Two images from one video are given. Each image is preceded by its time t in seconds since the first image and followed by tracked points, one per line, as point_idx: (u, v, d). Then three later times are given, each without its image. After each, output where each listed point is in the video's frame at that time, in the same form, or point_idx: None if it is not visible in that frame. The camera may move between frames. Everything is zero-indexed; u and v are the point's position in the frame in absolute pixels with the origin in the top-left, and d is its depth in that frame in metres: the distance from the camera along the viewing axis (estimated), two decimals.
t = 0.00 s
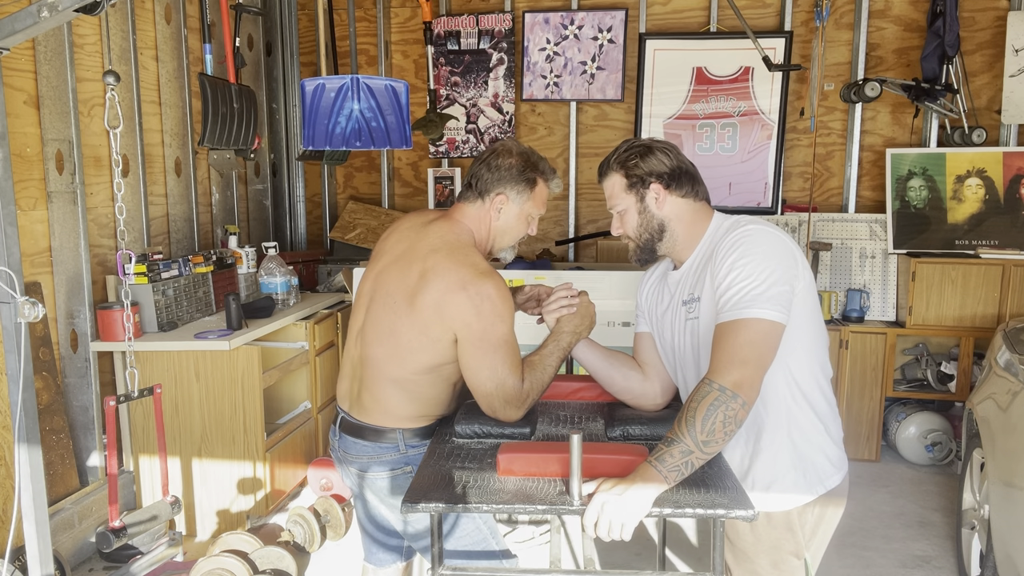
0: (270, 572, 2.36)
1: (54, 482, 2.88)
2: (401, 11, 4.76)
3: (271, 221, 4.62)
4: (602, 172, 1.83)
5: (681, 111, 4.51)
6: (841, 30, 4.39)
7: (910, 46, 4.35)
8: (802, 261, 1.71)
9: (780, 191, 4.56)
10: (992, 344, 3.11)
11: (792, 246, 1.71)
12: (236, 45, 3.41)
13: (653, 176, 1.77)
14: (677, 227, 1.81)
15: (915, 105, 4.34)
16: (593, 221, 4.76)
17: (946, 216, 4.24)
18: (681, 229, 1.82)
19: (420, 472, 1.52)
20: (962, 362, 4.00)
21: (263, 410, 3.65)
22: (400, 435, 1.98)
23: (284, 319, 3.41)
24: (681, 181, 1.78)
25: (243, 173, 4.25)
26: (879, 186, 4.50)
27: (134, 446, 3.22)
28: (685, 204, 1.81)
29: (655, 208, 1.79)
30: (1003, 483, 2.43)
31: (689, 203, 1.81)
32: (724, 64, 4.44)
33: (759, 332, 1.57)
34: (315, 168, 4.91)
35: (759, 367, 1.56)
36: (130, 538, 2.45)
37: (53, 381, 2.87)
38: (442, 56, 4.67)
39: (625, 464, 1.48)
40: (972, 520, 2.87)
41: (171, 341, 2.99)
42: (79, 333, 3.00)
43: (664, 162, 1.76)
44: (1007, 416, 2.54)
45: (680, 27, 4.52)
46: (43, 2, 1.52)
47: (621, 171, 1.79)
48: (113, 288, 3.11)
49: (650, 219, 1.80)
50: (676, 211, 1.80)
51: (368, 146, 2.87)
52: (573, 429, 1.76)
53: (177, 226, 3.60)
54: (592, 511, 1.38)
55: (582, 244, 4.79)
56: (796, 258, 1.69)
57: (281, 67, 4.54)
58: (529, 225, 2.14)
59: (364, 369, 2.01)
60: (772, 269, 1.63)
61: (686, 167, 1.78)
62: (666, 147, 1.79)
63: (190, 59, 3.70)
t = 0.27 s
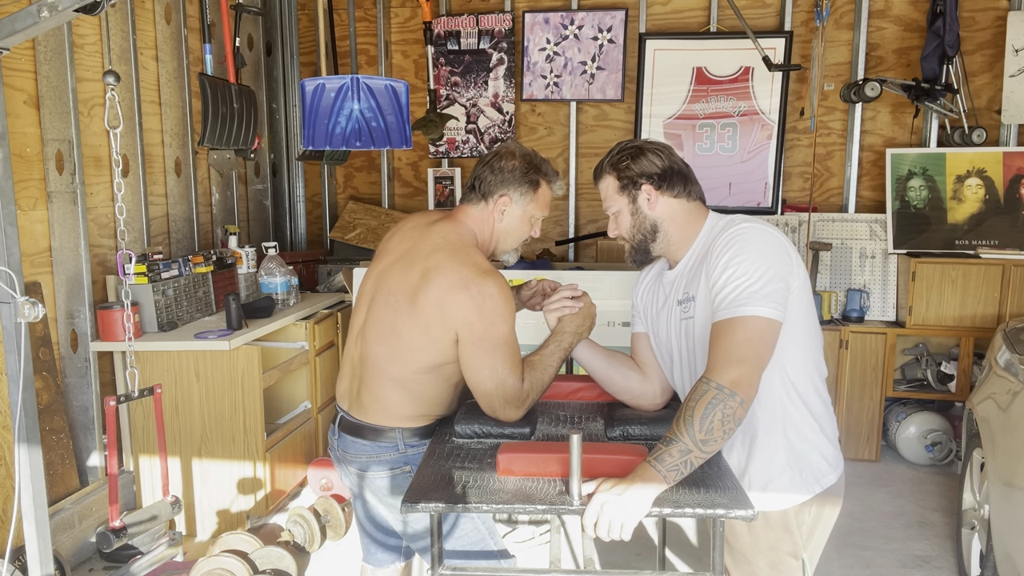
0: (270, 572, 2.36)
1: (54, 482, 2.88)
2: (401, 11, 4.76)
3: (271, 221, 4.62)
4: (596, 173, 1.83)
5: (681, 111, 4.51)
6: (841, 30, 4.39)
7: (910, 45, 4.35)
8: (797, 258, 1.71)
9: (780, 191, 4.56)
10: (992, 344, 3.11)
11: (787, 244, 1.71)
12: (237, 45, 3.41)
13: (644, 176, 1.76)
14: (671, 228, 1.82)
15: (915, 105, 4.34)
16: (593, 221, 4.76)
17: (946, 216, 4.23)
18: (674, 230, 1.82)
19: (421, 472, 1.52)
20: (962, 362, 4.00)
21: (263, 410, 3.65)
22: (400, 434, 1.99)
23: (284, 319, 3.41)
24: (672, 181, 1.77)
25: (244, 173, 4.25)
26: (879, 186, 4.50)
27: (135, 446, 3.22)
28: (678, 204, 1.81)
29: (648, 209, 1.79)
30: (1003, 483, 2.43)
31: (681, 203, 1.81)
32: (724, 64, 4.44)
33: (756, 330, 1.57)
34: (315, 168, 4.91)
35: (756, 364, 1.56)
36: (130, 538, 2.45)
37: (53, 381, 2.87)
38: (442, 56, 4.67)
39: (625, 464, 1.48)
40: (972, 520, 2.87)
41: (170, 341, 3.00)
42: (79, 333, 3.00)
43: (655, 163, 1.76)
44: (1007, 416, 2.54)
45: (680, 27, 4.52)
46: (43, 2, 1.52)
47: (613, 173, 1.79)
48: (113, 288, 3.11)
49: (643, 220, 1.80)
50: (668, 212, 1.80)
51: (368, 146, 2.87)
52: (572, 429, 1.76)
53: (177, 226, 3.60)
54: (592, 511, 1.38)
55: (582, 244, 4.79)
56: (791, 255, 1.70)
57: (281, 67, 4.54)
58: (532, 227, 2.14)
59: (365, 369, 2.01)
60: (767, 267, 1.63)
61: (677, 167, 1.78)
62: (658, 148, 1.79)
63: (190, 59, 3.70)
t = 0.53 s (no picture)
0: (271, 572, 2.36)
1: (54, 482, 2.88)
2: (401, 11, 4.76)
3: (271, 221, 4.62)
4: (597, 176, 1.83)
5: (681, 111, 4.51)
6: (841, 30, 4.39)
7: (910, 45, 4.35)
8: (798, 258, 1.71)
9: (780, 191, 4.56)
10: (992, 344, 3.11)
11: (787, 244, 1.71)
12: (237, 45, 3.41)
13: (643, 178, 1.76)
14: (671, 228, 1.82)
15: (915, 105, 4.34)
16: (593, 221, 4.76)
17: (946, 216, 4.23)
18: (675, 230, 1.82)
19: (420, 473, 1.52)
20: (962, 362, 4.00)
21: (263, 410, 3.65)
22: (399, 434, 1.99)
23: (284, 319, 3.41)
24: (672, 181, 1.77)
25: (244, 173, 4.25)
26: (879, 186, 4.50)
27: (135, 446, 3.22)
28: (678, 204, 1.80)
29: (648, 210, 1.79)
30: (1003, 483, 2.43)
31: (681, 203, 1.80)
32: (724, 64, 4.44)
33: (755, 329, 1.57)
34: (315, 168, 4.91)
35: (755, 363, 1.56)
36: (130, 538, 2.45)
37: (53, 381, 2.87)
38: (442, 56, 4.67)
39: (624, 464, 1.48)
40: (972, 520, 2.88)
41: (170, 341, 3.00)
42: (79, 333, 3.00)
43: (655, 164, 1.76)
44: (1007, 416, 2.53)
45: (680, 27, 4.52)
46: (43, 2, 1.52)
47: (613, 176, 1.79)
48: (113, 288, 3.11)
49: (644, 221, 1.80)
50: (669, 213, 1.80)
51: (368, 146, 2.87)
52: (572, 430, 1.76)
53: (177, 226, 3.60)
54: (592, 510, 1.37)
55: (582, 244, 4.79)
56: (791, 255, 1.70)
57: (281, 67, 4.54)
58: (533, 228, 2.14)
59: (364, 369, 2.01)
60: (767, 266, 1.63)
61: (677, 168, 1.78)
62: (658, 149, 1.79)
63: (190, 59, 3.70)
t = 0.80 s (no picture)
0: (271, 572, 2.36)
1: (54, 482, 2.88)
2: (401, 11, 4.76)
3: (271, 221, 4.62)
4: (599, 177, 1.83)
5: (682, 111, 4.51)
6: (841, 30, 4.39)
7: (910, 46, 4.35)
8: (800, 258, 1.71)
9: (780, 191, 4.56)
10: (992, 344, 3.11)
11: (789, 244, 1.71)
12: (236, 45, 3.41)
13: (646, 179, 1.76)
14: (673, 229, 1.82)
15: (915, 105, 4.34)
16: (593, 221, 4.77)
17: (946, 216, 4.23)
18: (678, 231, 1.82)
19: (420, 473, 1.52)
20: (962, 362, 4.00)
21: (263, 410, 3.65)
22: (399, 434, 1.99)
23: (284, 319, 3.41)
24: (674, 182, 1.77)
25: (244, 173, 4.25)
26: (879, 186, 4.50)
27: (134, 446, 3.22)
28: (681, 204, 1.80)
29: (651, 210, 1.79)
30: (1003, 483, 2.43)
31: (684, 204, 1.80)
32: (724, 64, 4.44)
33: (756, 329, 1.57)
34: (315, 168, 4.91)
35: (756, 364, 1.56)
36: (130, 538, 2.45)
37: (53, 381, 2.87)
38: (442, 56, 4.67)
39: (625, 465, 1.48)
40: (972, 520, 2.88)
41: (170, 341, 2.99)
42: (79, 333, 3.00)
43: (658, 165, 1.76)
44: (1007, 416, 2.54)
45: (680, 27, 4.52)
46: (43, 2, 1.52)
47: (616, 177, 1.78)
48: (113, 288, 3.11)
49: (647, 222, 1.80)
50: (672, 213, 1.80)
51: (368, 146, 2.87)
52: (573, 430, 1.76)
53: (177, 226, 3.60)
54: (593, 510, 1.37)
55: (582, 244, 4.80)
56: (793, 255, 1.70)
57: (281, 67, 4.54)
58: (536, 230, 2.14)
59: (365, 369, 2.01)
60: (769, 266, 1.63)
61: (680, 168, 1.78)
62: (660, 149, 1.79)
63: (190, 59, 3.70)
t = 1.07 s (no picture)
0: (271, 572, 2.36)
1: (54, 482, 2.88)
2: (401, 11, 4.76)
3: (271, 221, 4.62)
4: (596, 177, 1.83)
5: (681, 111, 4.51)
6: (841, 30, 4.39)
7: (910, 46, 4.35)
8: (799, 259, 1.71)
9: (780, 191, 4.56)
10: (992, 344, 3.11)
11: (789, 244, 1.71)
12: (237, 45, 3.41)
13: (644, 179, 1.76)
14: (672, 229, 1.82)
15: (915, 105, 4.34)
16: (593, 221, 4.77)
17: (945, 216, 4.23)
18: (676, 231, 1.82)
19: (421, 473, 1.51)
20: (962, 362, 4.00)
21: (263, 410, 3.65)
22: (400, 435, 1.99)
23: (284, 319, 3.41)
24: (673, 182, 1.77)
25: (244, 173, 4.25)
26: (879, 186, 4.50)
27: (134, 446, 3.22)
28: (680, 205, 1.80)
29: (649, 211, 1.79)
30: (1003, 483, 2.43)
31: (682, 205, 1.81)
32: (724, 64, 4.44)
33: (756, 330, 1.57)
34: (315, 168, 4.91)
35: (756, 364, 1.56)
36: (130, 538, 2.45)
37: (53, 381, 2.87)
38: (442, 56, 4.67)
39: (625, 465, 1.48)
40: (972, 520, 2.88)
41: (170, 341, 2.99)
42: (79, 333, 3.00)
43: (655, 166, 1.76)
44: (1007, 416, 2.54)
45: (680, 27, 4.52)
46: (43, 2, 1.52)
47: (613, 177, 1.78)
48: (113, 288, 3.11)
49: (644, 222, 1.80)
50: (671, 214, 1.80)
51: (368, 146, 2.87)
52: (573, 430, 1.76)
53: (177, 226, 3.60)
54: (593, 510, 1.37)
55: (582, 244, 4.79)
56: (793, 256, 1.70)
57: (281, 67, 4.54)
58: (538, 232, 2.15)
59: (366, 369, 2.00)
60: (769, 267, 1.63)
61: (678, 169, 1.78)
62: (658, 150, 1.79)
63: (190, 59, 3.70)
